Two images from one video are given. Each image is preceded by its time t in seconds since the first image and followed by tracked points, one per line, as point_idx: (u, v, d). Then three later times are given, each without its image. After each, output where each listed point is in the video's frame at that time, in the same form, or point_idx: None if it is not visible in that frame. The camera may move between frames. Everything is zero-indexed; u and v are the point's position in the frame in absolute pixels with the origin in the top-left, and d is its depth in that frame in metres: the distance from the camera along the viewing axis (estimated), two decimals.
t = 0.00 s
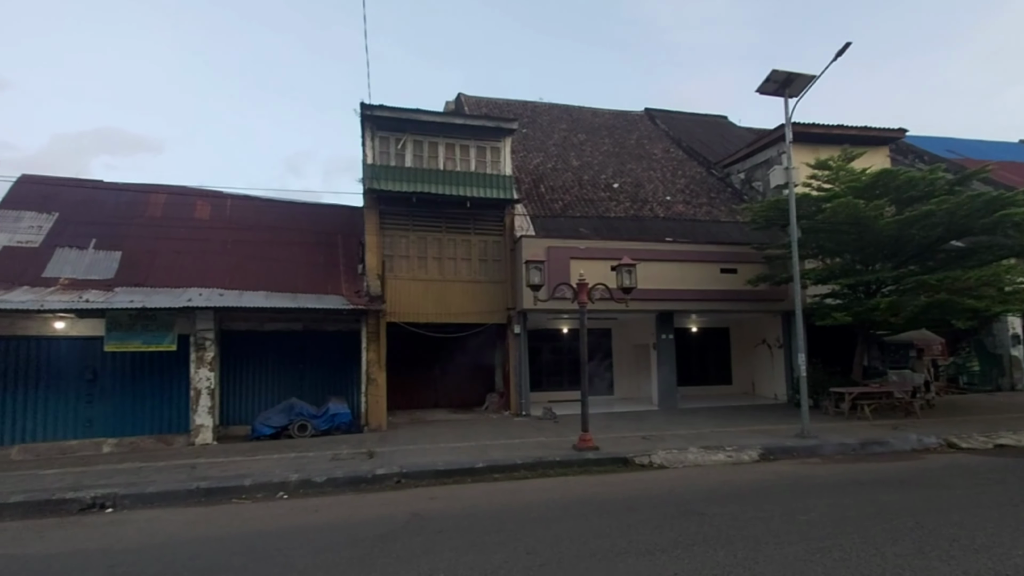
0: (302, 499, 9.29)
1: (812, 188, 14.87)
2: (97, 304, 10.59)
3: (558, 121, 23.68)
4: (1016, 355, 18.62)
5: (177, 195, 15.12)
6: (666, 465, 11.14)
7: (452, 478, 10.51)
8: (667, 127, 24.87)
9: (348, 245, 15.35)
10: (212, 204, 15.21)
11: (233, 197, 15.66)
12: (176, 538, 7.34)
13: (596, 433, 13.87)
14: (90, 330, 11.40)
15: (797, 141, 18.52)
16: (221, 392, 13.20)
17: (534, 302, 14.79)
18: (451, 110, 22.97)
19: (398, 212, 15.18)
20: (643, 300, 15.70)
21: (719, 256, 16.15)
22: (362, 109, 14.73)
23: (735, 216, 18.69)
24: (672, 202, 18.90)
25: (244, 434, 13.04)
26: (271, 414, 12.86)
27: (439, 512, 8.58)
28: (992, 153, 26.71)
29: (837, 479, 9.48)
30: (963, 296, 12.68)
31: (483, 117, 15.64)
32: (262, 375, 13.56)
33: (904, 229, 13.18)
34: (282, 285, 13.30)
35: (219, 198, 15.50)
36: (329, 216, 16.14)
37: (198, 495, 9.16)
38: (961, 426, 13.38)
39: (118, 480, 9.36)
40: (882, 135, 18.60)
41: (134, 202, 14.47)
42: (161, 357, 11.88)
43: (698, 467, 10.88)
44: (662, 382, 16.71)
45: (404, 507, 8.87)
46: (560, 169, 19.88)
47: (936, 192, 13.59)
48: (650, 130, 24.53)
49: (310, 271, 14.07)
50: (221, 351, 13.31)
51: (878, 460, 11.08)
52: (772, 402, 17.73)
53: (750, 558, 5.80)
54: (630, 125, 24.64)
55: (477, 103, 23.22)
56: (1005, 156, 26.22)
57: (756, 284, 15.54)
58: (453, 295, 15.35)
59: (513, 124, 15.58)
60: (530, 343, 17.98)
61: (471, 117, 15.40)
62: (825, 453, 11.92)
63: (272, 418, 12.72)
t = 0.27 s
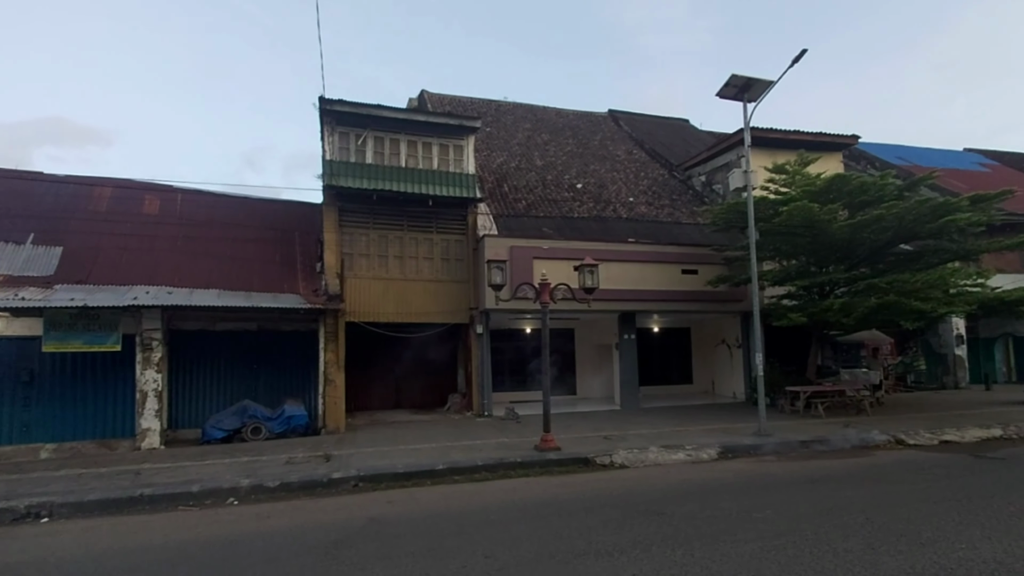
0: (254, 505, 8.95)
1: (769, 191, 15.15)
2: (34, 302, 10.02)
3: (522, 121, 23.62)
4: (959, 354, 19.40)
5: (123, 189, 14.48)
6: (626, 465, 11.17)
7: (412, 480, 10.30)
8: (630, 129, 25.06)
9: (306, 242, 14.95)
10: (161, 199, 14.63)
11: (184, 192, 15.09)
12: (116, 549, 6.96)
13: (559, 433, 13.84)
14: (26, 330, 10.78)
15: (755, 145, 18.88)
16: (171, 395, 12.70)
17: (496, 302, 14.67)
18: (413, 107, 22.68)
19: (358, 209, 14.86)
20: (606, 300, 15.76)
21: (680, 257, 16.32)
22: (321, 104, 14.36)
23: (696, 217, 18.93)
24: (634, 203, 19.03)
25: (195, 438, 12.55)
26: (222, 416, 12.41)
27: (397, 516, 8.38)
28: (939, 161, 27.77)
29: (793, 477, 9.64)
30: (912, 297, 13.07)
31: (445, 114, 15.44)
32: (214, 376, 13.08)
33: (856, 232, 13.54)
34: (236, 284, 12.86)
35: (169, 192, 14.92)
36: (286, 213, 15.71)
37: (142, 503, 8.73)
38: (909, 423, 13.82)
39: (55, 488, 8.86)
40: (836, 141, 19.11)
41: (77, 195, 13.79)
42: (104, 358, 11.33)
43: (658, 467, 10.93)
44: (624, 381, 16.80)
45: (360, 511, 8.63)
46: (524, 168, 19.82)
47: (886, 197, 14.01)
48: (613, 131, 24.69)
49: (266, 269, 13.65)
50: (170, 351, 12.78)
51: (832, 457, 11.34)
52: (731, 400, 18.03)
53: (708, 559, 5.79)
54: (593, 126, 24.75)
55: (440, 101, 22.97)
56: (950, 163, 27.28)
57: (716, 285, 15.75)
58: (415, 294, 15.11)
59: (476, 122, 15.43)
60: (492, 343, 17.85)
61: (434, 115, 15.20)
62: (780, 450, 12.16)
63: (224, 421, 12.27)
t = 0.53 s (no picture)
0: (197, 513, 8.63)
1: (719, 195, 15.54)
2: None
3: (478, 121, 23.57)
4: (900, 354, 20.26)
5: (58, 182, 13.77)
6: (580, 466, 11.24)
7: (363, 485, 10.10)
8: (585, 132, 25.32)
9: (254, 240, 14.53)
10: (99, 193, 13.98)
11: (124, 186, 14.45)
12: (44, 563, 6.58)
13: (513, 435, 13.84)
14: None
15: (706, 150, 19.34)
16: (109, 398, 12.15)
17: (450, 303, 14.58)
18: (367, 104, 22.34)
19: (309, 208, 14.53)
20: (560, 301, 15.86)
21: (632, 259, 16.56)
22: (270, 99, 13.98)
23: (648, 220, 19.26)
24: (589, 206, 19.22)
25: (134, 443, 12.02)
26: (164, 421, 11.92)
27: (348, 522, 8.20)
28: (878, 168, 28.99)
29: (740, 475, 9.90)
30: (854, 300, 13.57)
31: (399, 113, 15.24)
32: (155, 379, 12.56)
33: (801, 236, 14.01)
34: (179, 284, 12.40)
35: (107, 186, 14.27)
36: (233, 210, 15.22)
37: (74, 513, 8.31)
38: (849, 421, 14.38)
39: None
40: (782, 148, 19.75)
41: (6, 188, 13.04)
42: (36, 361, 10.73)
43: (611, 467, 11.05)
44: (579, 382, 16.94)
45: (309, 518, 8.42)
46: (479, 169, 19.76)
47: (830, 203, 14.55)
48: (568, 134, 24.88)
49: (211, 268, 13.20)
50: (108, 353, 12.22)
51: (777, 455, 11.71)
52: (683, 401, 18.40)
53: (657, 558, 5.88)
54: (549, 129, 24.90)
55: (394, 99, 22.70)
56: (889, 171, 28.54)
57: (668, 287, 16.05)
58: (367, 295, 14.86)
59: (430, 121, 15.29)
60: (447, 345, 17.72)
61: (388, 113, 15.00)
62: (728, 448, 12.48)
63: (166, 425, 11.79)
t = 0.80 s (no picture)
0: (132, 523, 8.25)
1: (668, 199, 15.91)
2: None
3: (431, 121, 23.40)
4: (836, 354, 21.20)
5: None
6: (531, 468, 11.27)
7: (309, 490, 9.86)
8: (537, 134, 25.50)
9: (196, 238, 14.02)
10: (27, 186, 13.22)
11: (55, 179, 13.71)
12: None
13: (464, 437, 13.78)
14: None
15: (655, 154, 19.76)
16: (36, 404, 11.49)
17: (401, 304, 14.42)
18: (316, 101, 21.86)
19: (254, 205, 14.12)
20: (513, 303, 15.91)
21: (583, 261, 16.78)
22: (213, 92, 13.52)
23: (599, 222, 19.54)
24: (541, 207, 19.35)
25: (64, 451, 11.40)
26: (97, 427, 11.36)
27: (293, 530, 7.99)
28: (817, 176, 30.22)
29: (686, 474, 10.14)
30: (795, 301, 14.11)
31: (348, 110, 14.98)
32: (87, 383, 11.96)
33: (745, 240, 14.49)
34: (114, 284, 11.86)
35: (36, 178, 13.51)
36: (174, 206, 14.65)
37: None
38: (788, 420, 14.94)
39: None
40: (727, 154, 20.37)
41: None
42: None
43: (561, 468, 11.14)
44: (531, 383, 17.02)
45: (253, 526, 8.16)
46: (432, 169, 19.62)
47: (771, 209, 15.10)
48: (521, 136, 24.98)
49: (150, 267, 12.67)
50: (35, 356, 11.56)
51: (720, 454, 12.05)
52: (633, 400, 18.74)
53: (604, 558, 5.96)
54: (502, 130, 24.94)
55: (345, 96, 22.30)
56: (827, 178, 29.77)
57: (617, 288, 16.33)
58: (316, 295, 14.54)
59: (381, 119, 15.09)
60: (398, 346, 17.50)
61: (337, 110, 14.73)
62: (675, 447, 12.78)
63: (99, 432, 11.23)
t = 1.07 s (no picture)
0: (57, 540, 7.53)
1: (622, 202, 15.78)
2: None
3: (386, 118, 22.79)
4: (780, 352, 21.66)
5: None
6: (489, 468, 10.94)
7: (257, 498, 9.26)
8: (494, 134, 25.16)
9: (134, 234, 13.15)
10: None
11: None
12: None
13: (421, 438, 13.35)
14: None
15: (611, 158, 19.72)
16: None
17: (355, 303, 13.86)
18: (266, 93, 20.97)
19: (199, 200, 13.34)
20: (470, 302, 15.55)
21: (543, 260, 16.56)
22: (152, 79, 12.67)
23: (557, 223, 19.37)
24: (499, 208, 19.04)
25: None
26: (19, 437, 10.46)
27: (238, 541, 7.43)
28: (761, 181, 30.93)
29: (645, 469, 10.01)
30: (743, 301, 14.26)
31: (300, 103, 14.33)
32: (8, 390, 11.03)
33: (695, 243, 14.48)
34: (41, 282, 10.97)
35: None
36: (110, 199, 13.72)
37: None
38: (741, 414, 15.10)
39: None
40: (681, 157, 20.52)
41: None
42: None
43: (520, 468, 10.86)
44: (489, 382, 16.69)
45: (193, 539, 7.55)
46: (387, 166, 19.05)
47: (720, 212, 15.15)
48: (479, 135, 24.62)
49: (82, 264, 11.79)
50: None
51: (677, 449, 12.01)
52: (590, 399, 18.63)
53: (564, 557, 5.68)
54: (459, 129, 24.52)
55: (296, 89, 21.48)
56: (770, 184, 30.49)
57: (575, 288, 16.17)
58: (265, 294, 13.85)
59: (335, 114, 14.51)
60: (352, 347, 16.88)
61: (288, 103, 14.07)
62: (633, 444, 12.68)
63: (21, 442, 10.34)
